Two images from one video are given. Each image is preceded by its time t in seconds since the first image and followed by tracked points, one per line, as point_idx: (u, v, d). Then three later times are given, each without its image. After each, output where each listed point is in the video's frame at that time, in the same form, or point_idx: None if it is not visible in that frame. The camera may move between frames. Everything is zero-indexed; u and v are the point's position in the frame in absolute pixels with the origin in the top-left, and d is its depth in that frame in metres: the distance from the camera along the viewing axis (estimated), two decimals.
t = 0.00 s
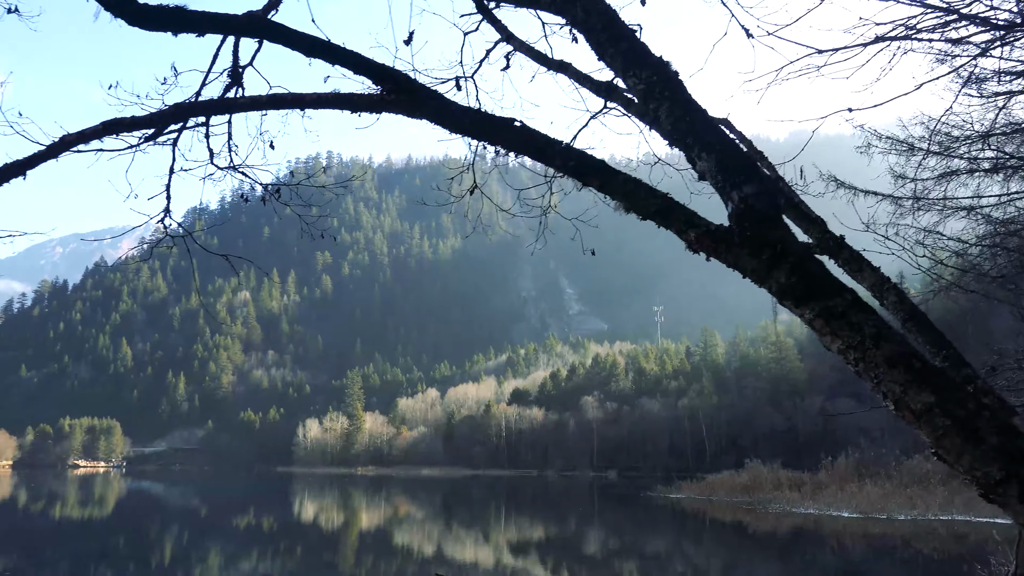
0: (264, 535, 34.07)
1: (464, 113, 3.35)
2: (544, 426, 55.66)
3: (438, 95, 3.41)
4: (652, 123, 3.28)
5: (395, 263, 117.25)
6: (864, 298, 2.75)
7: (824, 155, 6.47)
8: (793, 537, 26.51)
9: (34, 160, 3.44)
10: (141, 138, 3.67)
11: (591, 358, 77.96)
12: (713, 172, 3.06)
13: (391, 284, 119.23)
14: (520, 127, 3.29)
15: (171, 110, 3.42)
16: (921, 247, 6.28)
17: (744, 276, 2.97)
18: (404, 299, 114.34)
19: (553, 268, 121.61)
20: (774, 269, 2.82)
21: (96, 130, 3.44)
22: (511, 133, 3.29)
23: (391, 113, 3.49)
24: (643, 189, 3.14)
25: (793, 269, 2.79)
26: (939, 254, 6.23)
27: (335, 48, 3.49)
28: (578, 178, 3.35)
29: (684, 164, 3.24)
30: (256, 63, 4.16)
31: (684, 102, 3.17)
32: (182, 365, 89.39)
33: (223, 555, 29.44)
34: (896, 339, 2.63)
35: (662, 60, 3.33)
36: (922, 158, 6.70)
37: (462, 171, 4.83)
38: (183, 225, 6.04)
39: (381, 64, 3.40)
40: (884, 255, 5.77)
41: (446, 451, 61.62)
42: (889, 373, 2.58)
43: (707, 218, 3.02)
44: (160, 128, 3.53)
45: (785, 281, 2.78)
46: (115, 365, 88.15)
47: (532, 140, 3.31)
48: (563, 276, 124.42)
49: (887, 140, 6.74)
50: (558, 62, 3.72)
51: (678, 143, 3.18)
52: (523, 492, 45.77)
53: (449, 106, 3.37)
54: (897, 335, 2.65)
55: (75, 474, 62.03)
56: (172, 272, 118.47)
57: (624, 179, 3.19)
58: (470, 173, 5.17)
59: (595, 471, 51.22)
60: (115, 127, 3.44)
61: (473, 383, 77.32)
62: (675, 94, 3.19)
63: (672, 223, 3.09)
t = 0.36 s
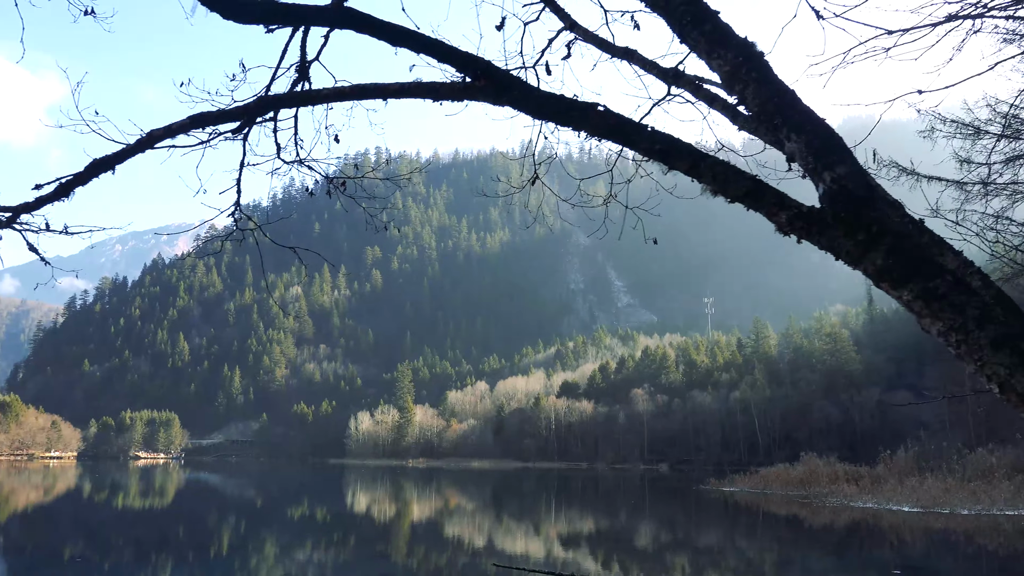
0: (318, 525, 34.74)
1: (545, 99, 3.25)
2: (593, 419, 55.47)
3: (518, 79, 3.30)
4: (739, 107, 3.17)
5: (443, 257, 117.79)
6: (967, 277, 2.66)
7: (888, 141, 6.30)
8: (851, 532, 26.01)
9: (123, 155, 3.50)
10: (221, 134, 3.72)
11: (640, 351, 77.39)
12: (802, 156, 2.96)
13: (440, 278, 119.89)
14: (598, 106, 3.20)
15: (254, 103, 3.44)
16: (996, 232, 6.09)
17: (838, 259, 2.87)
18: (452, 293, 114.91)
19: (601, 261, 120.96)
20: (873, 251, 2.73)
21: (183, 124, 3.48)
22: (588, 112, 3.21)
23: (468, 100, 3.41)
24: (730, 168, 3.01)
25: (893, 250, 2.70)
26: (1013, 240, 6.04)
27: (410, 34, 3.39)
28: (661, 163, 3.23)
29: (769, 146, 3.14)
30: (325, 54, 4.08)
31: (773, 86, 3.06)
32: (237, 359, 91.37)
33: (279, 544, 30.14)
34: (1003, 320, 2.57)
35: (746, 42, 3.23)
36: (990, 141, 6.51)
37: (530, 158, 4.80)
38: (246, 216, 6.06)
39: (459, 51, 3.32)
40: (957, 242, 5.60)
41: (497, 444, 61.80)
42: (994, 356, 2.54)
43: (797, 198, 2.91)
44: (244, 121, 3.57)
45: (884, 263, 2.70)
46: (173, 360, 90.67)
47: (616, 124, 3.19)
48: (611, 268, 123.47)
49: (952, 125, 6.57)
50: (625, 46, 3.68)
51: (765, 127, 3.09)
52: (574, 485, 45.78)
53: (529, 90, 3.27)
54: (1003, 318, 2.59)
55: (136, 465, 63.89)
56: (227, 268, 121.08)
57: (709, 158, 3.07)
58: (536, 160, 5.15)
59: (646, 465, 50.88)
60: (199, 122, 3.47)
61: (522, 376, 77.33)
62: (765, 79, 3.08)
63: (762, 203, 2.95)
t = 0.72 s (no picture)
0: (359, 517, 35.13)
1: (618, 98, 3.22)
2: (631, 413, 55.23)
3: (588, 79, 3.28)
4: (813, 101, 3.13)
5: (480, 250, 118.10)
6: None
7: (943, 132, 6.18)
8: (895, 527, 25.60)
9: (193, 158, 3.55)
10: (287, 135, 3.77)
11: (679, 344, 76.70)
12: (879, 152, 2.95)
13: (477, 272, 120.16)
14: (663, 100, 3.18)
15: (321, 106, 3.48)
16: None
17: (917, 255, 2.87)
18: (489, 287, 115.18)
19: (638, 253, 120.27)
20: (954, 248, 2.73)
21: (250, 128, 3.54)
22: (653, 107, 3.20)
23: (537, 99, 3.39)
24: (805, 165, 2.98)
25: (975, 247, 2.69)
26: None
27: (478, 31, 3.35)
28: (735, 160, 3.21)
29: (843, 141, 3.12)
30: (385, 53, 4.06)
31: (847, 82, 3.03)
32: (278, 353, 92.70)
33: (319, 537, 30.49)
34: None
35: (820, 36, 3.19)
36: None
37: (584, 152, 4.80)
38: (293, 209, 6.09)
39: (530, 50, 3.28)
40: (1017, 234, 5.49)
41: (535, 437, 61.83)
42: None
43: (874, 195, 2.88)
44: (310, 124, 3.61)
45: (966, 260, 2.70)
46: (216, 354, 92.50)
47: (691, 123, 3.16)
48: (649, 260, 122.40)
49: (1007, 113, 6.43)
50: (679, 42, 3.67)
51: (841, 121, 3.06)
52: (612, 478, 45.70)
53: (598, 89, 3.24)
54: None
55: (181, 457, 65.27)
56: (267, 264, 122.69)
57: (783, 155, 3.04)
58: (587, 154, 5.15)
59: (685, 459, 50.56)
60: (268, 125, 3.52)
61: (560, 370, 77.13)
62: (839, 75, 3.05)
63: (837, 202, 2.92)
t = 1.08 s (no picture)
0: (394, 512, 35.34)
1: (683, 95, 3.22)
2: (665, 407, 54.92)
3: (651, 75, 3.28)
4: (880, 91, 3.10)
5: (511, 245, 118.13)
6: None
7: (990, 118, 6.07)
8: (937, 523, 25.19)
9: (254, 155, 3.58)
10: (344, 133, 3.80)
11: (713, 339, 76.04)
12: (950, 143, 2.90)
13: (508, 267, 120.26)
14: (718, 95, 3.18)
15: (379, 104, 3.52)
16: None
17: (993, 246, 2.81)
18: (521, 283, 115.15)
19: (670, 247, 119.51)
20: None
21: (307, 126, 3.56)
22: (712, 100, 3.19)
23: (597, 94, 3.40)
24: (875, 157, 2.97)
25: None
26: None
27: (536, 27, 3.34)
28: (803, 151, 3.19)
29: (910, 132, 3.09)
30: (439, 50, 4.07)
31: (917, 74, 3.00)
32: (313, 349, 93.65)
33: (355, 531, 30.72)
34: None
35: (885, 23, 3.15)
36: None
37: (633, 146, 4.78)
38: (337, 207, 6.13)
39: (590, 46, 3.29)
40: None
41: (568, 432, 61.78)
42: None
43: (947, 187, 2.86)
44: (369, 120, 3.64)
45: None
46: (252, 350, 93.98)
47: (756, 118, 3.15)
48: (682, 253, 121.35)
49: None
50: (730, 32, 3.66)
51: (907, 111, 3.03)
52: (646, 473, 45.59)
53: (661, 81, 3.24)
54: None
55: (220, 452, 66.32)
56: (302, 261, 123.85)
57: (851, 147, 3.03)
58: (633, 147, 5.16)
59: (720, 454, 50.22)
60: (327, 123, 3.55)
61: (593, 365, 76.81)
62: (908, 68, 3.01)
63: (910, 191, 2.90)
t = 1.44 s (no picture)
0: (434, 507, 35.60)
1: (741, 87, 3.16)
2: (704, 402, 54.51)
3: (709, 68, 3.22)
4: (948, 81, 3.02)
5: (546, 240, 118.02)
6: None
7: None
8: (986, 518, 24.66)
9: (310, 158, 3.57)
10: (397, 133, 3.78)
11: (752, 332, 75.28)
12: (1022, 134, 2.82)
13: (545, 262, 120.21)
14: (780, 86, 3.12)
15: (437, 104, 3.50)
16: None
17: None
18: (557, 278, 115.02)
19: (707, 239, 118.49)
20: None
21: (366, 128, 3.55)
22: (775, 96, 3.15)
23: (655, 91, 3.34)
24: (940, 148, 2.91)
25: None
26: None
27: (592, 22, 3.27)
28: (867, 143, 3.12)
29: (978, 121, 3.01)
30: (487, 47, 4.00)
31: (986, 63, 2.92)
32: (352, 345, 94.61)
33: (396, 525, 31.03)
34: None
35: (951, 13, 3.06)
36: None
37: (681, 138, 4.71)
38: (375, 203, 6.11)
39: (647, 40, 3.21)
40: None
41: (606, 427, 61.68)
42: None
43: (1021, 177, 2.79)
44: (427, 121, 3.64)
45: None
46: (292, 348, 95.30)
47: (818, 111, 3.09)
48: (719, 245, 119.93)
49: None
50: (781, 24, 3.59)
51: (976, 101, 2.95)
52: (686, 468, 45.35)
53: (719, 76, 3.18)
54: None
55: (262, 448, 67.43)
56: (340, 259, 124.96)
57: (920, 137, 2.96)
58: (677, 140, 5.08)
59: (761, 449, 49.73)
60: (386, 124, 3.53)
61: (631, 359, 76.42)
62: (977, 56, 2.93)
63: (981, 182, 2.85)
